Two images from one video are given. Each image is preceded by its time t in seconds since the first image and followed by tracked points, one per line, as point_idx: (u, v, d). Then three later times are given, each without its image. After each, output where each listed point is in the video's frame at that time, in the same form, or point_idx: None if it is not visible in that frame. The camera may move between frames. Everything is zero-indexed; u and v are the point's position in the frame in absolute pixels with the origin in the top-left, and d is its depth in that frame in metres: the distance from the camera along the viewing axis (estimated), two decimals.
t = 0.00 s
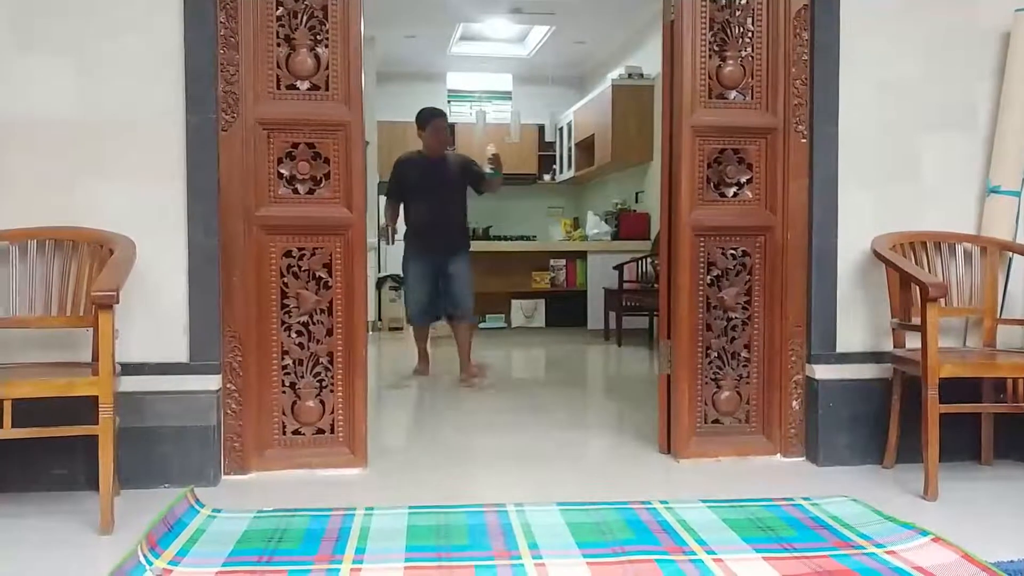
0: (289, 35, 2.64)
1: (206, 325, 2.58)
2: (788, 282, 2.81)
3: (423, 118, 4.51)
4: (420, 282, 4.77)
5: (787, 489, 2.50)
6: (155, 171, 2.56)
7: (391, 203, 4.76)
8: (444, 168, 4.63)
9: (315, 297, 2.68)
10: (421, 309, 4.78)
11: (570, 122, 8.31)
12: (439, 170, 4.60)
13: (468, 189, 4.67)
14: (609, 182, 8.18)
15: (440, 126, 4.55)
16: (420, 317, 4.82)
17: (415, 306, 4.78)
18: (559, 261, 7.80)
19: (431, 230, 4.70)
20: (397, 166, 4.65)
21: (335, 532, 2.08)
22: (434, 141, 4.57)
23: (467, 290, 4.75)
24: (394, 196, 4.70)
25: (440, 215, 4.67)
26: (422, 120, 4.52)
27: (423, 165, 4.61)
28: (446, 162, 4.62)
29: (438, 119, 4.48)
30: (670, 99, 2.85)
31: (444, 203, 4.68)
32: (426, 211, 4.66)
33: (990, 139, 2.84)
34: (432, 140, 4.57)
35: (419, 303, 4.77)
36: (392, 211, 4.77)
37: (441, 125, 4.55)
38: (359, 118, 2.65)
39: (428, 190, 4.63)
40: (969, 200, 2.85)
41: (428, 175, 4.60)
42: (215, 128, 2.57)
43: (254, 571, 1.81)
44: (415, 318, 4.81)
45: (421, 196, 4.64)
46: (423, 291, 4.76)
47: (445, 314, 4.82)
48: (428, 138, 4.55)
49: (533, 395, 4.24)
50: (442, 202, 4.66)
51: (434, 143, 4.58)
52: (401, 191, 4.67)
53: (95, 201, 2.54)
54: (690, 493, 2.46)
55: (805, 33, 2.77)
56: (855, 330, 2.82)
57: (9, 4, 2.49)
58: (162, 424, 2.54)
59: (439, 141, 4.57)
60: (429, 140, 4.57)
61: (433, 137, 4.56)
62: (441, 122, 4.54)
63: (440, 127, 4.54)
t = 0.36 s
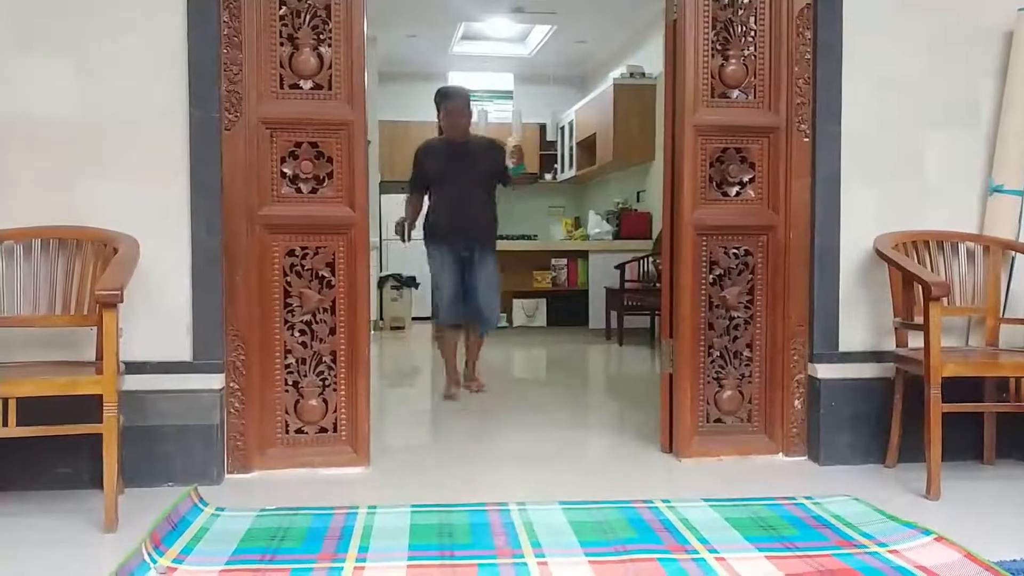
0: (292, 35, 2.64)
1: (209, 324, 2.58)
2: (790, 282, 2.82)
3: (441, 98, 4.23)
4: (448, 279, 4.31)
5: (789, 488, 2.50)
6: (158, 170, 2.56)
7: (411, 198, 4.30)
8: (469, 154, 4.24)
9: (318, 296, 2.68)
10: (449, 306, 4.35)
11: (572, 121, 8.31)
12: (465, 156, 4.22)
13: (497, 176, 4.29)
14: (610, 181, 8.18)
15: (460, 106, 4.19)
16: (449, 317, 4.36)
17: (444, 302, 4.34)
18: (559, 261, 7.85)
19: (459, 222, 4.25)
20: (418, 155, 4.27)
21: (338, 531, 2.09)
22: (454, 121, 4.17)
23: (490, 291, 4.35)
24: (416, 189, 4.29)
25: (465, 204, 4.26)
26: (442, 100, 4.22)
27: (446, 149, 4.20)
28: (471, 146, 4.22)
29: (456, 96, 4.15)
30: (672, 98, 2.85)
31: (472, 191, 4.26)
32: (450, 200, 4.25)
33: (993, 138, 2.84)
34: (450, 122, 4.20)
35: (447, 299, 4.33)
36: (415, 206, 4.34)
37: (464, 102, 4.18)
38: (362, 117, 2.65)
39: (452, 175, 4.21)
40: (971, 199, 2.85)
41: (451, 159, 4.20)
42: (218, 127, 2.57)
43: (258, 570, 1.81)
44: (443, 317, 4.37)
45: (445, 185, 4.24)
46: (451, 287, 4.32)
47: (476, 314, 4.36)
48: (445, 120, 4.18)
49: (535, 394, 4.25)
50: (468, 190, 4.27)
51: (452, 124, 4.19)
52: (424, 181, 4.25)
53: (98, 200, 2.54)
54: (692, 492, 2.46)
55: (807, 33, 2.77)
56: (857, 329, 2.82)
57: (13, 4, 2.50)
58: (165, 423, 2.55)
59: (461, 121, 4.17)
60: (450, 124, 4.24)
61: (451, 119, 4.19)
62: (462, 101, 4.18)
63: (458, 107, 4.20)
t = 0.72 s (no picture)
0: (295, 34, 2.64)
1: (211, 323, 2.58)
2: (793, 281, 2.81)
3: (453, 74, 3.58)
4: (459, 283, 3.59)
5: (791, 488, 2.50)
6: (161, 170, 2.57)
7: (415, 188, 3.65)
8: (485, 138, 3.60)
9: (320, 295, 2.69)
10: (457, 319, 3.56)
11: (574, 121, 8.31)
12: (479, 141, 3.59)
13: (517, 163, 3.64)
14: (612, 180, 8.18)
15: (475, 79, 3.56)
16: (456, 333, 3.60)
17: (446, 311, 3.53)
18: (560, 260, 7.80)
19: (467, 213, 3.57)
20: (423, 141, 3.67)
21: (340, 530, 2.09)
22: (468, 106, 3.55)
23: (516, 294, 3.62)
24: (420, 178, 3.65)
25: (479, 194, 3.57)
26: (451, 76, 3.58)
27: (457, 133, 3.59)
28: (487, 129, 3.61)
29: (468, 70, 3.56)
30: (674, 97, 2.85)
31: (488, 179, 3.60)
32: (459, 187, 3.58)
33: (996, 137, 2.84)
34: (462, 101, 3.56)
35: (454, 307, 3.54)
36: (422, 196, 3.68)
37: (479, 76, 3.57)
38: (364, 117, 2.65)
39: (464, 162, 3.58)
40: (974, 199, 2.84)
41: (463, 144, 3.59)
42: (220, 127, 2.57)
43: (261, 569, 1.81)
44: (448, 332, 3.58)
45: (454, 171, 3.59)
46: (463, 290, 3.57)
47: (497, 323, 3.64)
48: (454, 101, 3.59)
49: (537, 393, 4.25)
50: (481, 176, 3.60)
51: (466, 106, 3.56)
52: (430, 170, 3.63)
53: (101, 199, 2.54)
54: (695, 492, 2.46)
55: (810, 32, 2.76)
56: (860, 329, 2.82)
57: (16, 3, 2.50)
58: (168, 422, 2.55)
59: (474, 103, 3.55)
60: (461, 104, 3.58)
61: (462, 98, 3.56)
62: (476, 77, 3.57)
63: (468, 86, 3.55)
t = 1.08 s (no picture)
0: (298, 34, 2.64)
1: (215, 323, 2.59)
2: (796, 282, 2.81)
3: (481, 50, 2.93)
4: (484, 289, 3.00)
5: (795, 488, 2.50)
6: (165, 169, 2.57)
7: (434, 181, 3.01)
8: (516, 124, 2.97)
9: (323, 295, 2.69)
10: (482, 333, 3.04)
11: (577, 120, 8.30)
12: (510, 128, 2.96)
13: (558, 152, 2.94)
14: (615, 179, 8.18)
15: (506, 56, 2.93)
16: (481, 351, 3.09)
17: (469, 330, 3.03)
18: (564, 260, 7.71)
19: (492, 214, 2.93)
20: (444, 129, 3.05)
21: (344, 530, 2.09)
22: (498, 85, 2.91)
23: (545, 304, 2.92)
24: (440, 170, 3.02)
25: (509, 191, 2.94)
26: (480, 52, 2.93)
27: (482, 118, 2.98)
28: (518, 113, 2.98)
29: (497, 45, 2.92)
30: (678, 97, 2.85)
31: (518, 171, 2.95)
32: (483, 182, 2.95)
33: (1000, 137, 2.84)
34: (491, 81, 2.91)
35: (476, 325, 3.02)
36: (441, 189, 3.02)
37: (511, 54, 2.95)
38: (367, 117, 2.65)
39: (490, 152, 2.95)
40: (977, 198, 2.84)
41: (490, 133, 2.96)
42: (224, 126, 2.57)
43: (264, 569, 1.82)
44: (471, 351, 3.08)
45: (478, 162, 2.96)
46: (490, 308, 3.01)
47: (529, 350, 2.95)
48: (483, 83, 2.93)
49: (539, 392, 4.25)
50: (511, 168, 2.95)
51: (495, 85, 2.91)
52: (451, 162, 3.02)
53: (104, 199, 2.55)
54: (698, 491, 2.46)
55: (813, 32, 2.76)
56: (862, 329, 2.81)
57: (21, 3, 2.50)
58: (171, 421, 2.55)
59: (506, 83, 2.92)
60: (486, 81, 2.92)
61: (490, 75, 2.91)
62: (506, 56, 2.92)
63: (497, 68, 2.90)
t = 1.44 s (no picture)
0: (302, 35, 2.65)
1: (219, 323, 2.60)
2: (800, 281, 2.81)
3: (485, 19, 2.45)
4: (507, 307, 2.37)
5: (798, 488, 2.50)
6: (170, 169, 2.58)
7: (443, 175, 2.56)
8: (537, 101, 2.46)
9: (327, 295, 2.70)
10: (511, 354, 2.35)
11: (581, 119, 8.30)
12: (530, 105, 2.45)
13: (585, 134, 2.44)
14: (619, 179, 8.18)
15: (516, 25, 2.44)
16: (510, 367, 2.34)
17: (498, 341, 2.33)
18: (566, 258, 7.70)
19: (511, 208, 2.42)
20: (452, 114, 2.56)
21: (348, 529, 2.10)
22: (505, 58, 2.44)
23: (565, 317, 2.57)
24: (451, 161, 2.56)
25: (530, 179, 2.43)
26: (484, 21, 2.45)
27: (499, 95, 2.48)
28: (540, 89, 2.48)
29: (506, 11, 2.43)
30: (681, 96, 2.85)
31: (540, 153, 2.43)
32: (498, 169, 2.44)
33: (1004, 137, 2.83)
34: (498, 54, 2.45)
35: (506, 335, 2.35)
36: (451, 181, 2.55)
37: (521, 22, 2.45)
38: (372, 117, 2.66)
39: (506, 133, 2.44)
40: (982, 198, 2.84)
41: (507, 112, 2.45)
42: (229, 126, 2.58)
43: (268, 568, 1.83)
44: (495, 369, 2.32)
45: (492, 146, 2.45)
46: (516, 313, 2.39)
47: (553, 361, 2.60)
48: (490, 58, 2.47)
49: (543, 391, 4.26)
50: (532, 157, 2.44)
51: (501, 59, 2.44)
52: (463, 151, 2.54)
53: (109, 199, 2.56)
54: (700, 491, 2.46)
55: (817, 31, 2.76)
56: (866, 328, 2.81)
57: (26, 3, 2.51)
58: (176, 420, 2.57)
59: (513, 52, 2.44)
60: (494, 53, 2.45)
61: (496, 46, 2.44)
62: (514, 24, 2.44)
63: (505, 40, 2.44)
